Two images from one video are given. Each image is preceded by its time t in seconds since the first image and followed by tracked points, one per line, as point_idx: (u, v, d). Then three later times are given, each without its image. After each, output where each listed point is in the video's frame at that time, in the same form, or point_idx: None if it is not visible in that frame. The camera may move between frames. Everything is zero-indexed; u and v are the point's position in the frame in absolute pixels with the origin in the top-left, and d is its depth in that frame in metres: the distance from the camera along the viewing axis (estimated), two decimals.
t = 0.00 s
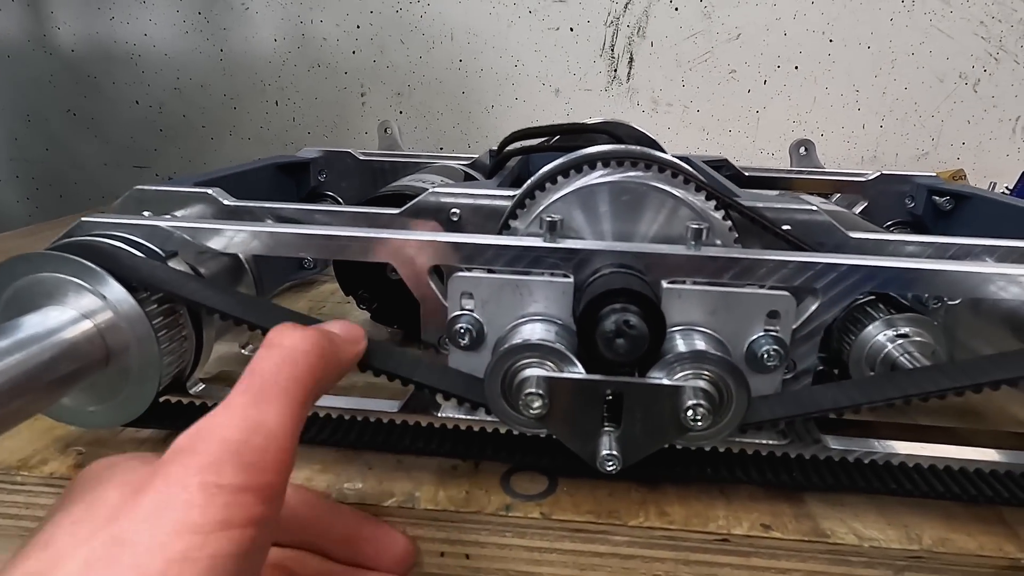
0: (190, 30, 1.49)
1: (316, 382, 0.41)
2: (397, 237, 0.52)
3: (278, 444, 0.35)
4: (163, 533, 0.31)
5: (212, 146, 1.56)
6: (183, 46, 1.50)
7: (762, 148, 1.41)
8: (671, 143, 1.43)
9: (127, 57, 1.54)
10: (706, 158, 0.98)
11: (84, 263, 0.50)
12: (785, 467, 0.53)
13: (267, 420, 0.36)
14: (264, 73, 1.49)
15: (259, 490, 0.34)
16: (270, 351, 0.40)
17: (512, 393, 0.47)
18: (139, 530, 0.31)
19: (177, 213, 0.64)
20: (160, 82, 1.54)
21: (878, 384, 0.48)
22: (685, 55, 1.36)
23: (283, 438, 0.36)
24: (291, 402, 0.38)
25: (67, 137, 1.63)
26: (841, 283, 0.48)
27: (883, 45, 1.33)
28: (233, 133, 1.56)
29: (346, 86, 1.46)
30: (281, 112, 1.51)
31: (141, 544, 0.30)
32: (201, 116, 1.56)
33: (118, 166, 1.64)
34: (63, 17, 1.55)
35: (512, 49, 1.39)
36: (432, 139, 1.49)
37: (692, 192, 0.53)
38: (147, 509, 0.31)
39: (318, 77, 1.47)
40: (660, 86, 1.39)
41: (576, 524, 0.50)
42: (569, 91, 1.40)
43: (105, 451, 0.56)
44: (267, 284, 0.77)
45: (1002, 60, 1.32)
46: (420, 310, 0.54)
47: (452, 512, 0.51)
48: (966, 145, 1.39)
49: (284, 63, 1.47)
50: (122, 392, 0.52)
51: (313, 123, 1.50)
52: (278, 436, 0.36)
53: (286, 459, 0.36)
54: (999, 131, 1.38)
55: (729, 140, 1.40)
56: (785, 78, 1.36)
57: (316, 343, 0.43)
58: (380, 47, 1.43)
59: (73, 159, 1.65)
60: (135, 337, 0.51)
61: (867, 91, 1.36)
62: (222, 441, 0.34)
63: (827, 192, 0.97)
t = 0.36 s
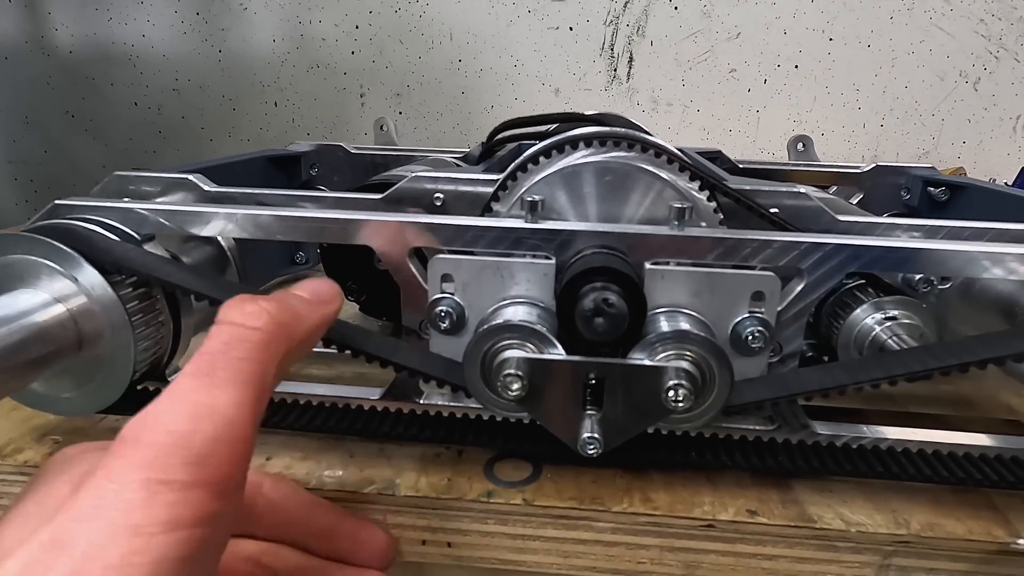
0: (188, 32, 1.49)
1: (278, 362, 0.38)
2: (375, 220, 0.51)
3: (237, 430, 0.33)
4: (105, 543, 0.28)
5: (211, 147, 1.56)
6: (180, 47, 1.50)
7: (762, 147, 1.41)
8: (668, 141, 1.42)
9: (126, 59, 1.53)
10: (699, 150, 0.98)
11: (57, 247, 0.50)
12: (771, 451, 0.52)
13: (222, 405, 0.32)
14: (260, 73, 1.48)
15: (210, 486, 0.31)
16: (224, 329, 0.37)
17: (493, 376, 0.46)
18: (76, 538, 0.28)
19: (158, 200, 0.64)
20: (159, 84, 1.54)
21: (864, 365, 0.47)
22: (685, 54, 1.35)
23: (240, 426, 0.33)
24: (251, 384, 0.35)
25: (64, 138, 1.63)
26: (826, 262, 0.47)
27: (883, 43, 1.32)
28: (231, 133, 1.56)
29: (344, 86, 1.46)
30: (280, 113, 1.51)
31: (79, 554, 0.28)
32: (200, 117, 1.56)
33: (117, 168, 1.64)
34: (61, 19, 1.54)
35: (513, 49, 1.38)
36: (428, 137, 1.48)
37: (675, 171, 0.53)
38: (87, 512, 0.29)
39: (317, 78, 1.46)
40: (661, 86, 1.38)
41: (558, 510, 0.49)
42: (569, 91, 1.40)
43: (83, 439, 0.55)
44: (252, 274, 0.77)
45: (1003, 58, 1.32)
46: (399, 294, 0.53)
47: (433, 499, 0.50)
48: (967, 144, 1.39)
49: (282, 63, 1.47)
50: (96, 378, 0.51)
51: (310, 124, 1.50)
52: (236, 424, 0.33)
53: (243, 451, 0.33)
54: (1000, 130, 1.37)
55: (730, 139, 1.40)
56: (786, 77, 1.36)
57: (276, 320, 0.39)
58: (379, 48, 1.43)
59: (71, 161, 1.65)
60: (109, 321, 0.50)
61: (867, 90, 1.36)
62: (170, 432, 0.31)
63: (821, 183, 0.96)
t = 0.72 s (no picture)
0: (182, 28, 1.48)
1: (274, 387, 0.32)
2: (359, 211, 0.50)
3: (225, 467, 0.28)
4: None
5: (206, 145, 1.56)
6: (175, 44, 1.49)
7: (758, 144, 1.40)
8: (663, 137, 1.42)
9: (121, 55, 1.52)
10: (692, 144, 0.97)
11: (38, 240, 0.49)
12: (759, 444, 0.51)
13: (211, 430, 0.28)
14: (255, 69, 1.48)
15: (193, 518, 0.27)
16: (222, 350, 0.31)
17: (477, 369, 0.45)
18: None
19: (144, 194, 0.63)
20: (154, 80, 1.53)
21: (851, 356, 0.47)
22: (681, 50, 1.35)
23: (235, 455, 0.28)
24: (251, 393, 0.30)
25: (58, 135, 1.62)
26: (815, 254, 0.47)
27: (879, 39, 1.32)
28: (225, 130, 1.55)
29: (340, 82, 1.45)
30: (275, 110, 1.50)
31: None
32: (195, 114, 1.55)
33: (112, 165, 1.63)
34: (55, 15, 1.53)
35: (508, 45, 1.38)
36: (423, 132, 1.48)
37: (662, 162, 0.52)
38: None
39: (311, 75, 1.46)
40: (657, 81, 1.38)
41: (544, 505, 0.48)
42: (565, 87, 1.39)
43: (65, 435, 0.55)
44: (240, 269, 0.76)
45: (999, 53, 1.31)
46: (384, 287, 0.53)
47: (419, 494, 0.49)
48: (963, 139, 1.38)
49: (278, 61, 1.46)
50: (78, 372, 0.51)
51: (304, 119, 1.49)
52: (227, 455, 0.28)
53: (236, 481, 0.28)
54: (997, 125, 1.37)
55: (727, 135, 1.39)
56: (783, 72, 1.35)
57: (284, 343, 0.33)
58: (374, 43, 1.42)
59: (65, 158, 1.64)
60: (90, 315, 0.49)
61: (863, 85, 1.35)
62: (155, 474, 0.26)
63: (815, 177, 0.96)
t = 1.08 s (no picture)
0: (179, 19, 1.47)
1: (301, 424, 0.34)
2: (355, 212, 0.50)
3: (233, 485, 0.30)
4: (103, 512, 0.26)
5: (203, 138, 1.55)
6: (173, 35, 1.48)
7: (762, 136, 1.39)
8: (664, 131, 1.41)
9: (116, 47, 1.52)
10: (692, 140, 0.97)
11: (33, 241, 0.49)
12: (756, 444, 0.51)
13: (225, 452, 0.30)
14: (253, 62, 1.47)
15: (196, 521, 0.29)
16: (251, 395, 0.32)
17: (473, 370, 0.45)
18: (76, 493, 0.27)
19: (140, 193, 0.63)
20: (151, 73, 1.52)
21: (849, 357, 0.47)
22: (684, 41, 1.34)
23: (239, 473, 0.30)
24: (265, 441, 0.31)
25: (55, 129, 1.62)
26: (813, 254, 0.47)
27: (884, 30, 1.31)
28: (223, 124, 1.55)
29: (338, 75, 1.44)
30: (272, 102, 1.49)
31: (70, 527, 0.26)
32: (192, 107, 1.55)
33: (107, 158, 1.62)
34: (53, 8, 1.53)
35: (508, 36, 1.37)
36: (422, 128, 1.47)
37: (660, 163, 0.52)
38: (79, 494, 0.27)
39: (310, 67, 1.45)
40: (659, 73, 1.37)
41: (541, 506, 0.48)
42: (567, 79, 1.38)
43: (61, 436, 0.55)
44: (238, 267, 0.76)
45: (1005, 44, 1.31)
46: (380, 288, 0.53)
47: (416, 496, 0.49)
48: (969, 131, 1.37)
49: (275, 53, 1.45)
50: (74, 374, 0.51)
51: (302, 113, 1.49)
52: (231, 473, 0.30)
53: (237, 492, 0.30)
54: (1003, 116, 1.36)
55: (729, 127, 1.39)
56: (786, 64, 1.34)
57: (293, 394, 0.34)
58: (373, 36, 1.41)
59: (62, 151, 1.63)
60: (86, 317, 0.49)
61: (868, 76, 1.34)
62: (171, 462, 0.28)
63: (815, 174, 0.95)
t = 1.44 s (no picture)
0: (177, 28, 1.47)
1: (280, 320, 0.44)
2: (362, 216, 0.50)
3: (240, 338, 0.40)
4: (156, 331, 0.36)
5: (202, 145, 1.55)
6: (170, 44, 1.48)
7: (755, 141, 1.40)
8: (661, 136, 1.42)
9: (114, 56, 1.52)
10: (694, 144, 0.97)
11: (38, 246, 0.49)
12: (767, 448, 0.51)
13: (231, 315, 0.40)
14: (250, 69, 1.47)
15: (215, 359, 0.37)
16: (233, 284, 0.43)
17: (484, 376, 0.45)
18: (129, 328, 0.36)
19: (144, 199, 0.63)
20: (150, 82, 1.52)
21: (860, 361, 0.47)
22: (677, 48, 1.34)
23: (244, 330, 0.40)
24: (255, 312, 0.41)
25: (53, 136, 1.62)
26: (823, 258, 0.46)
27: (874, 35, 1.31)
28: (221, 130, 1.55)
29: (335, 82, 1.44)
30: (271, 110, 1.49)
31: (136, 343, 0.35)
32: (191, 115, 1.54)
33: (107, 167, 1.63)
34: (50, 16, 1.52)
35: (503, 43, 1.37)
36: (422, 132, 1.47)
37: (668, 165, 0.51)
38: (125, 328, 0.36)
39: (306, 74, 1.45)
40: (652, 79, 1.37)
41: (552, 512, 0.48)
42: (561, 85, 1.39)
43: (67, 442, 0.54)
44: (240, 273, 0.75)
45: (994, 49, 1.31)
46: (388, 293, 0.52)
47: (425, 501, 0.49)
48: (959, 135, 1.38)
49: (272, 60, 1.45)
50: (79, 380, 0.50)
51: (301, 118, 1.49)
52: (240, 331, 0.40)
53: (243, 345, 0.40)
54: (991, 121, 1.37)
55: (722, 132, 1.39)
56: (778, 69, 1.35)
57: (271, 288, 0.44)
58: (369, 43, 1.41)
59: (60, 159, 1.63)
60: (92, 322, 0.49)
61: (859, 82, 1.35)
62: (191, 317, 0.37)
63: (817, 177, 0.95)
